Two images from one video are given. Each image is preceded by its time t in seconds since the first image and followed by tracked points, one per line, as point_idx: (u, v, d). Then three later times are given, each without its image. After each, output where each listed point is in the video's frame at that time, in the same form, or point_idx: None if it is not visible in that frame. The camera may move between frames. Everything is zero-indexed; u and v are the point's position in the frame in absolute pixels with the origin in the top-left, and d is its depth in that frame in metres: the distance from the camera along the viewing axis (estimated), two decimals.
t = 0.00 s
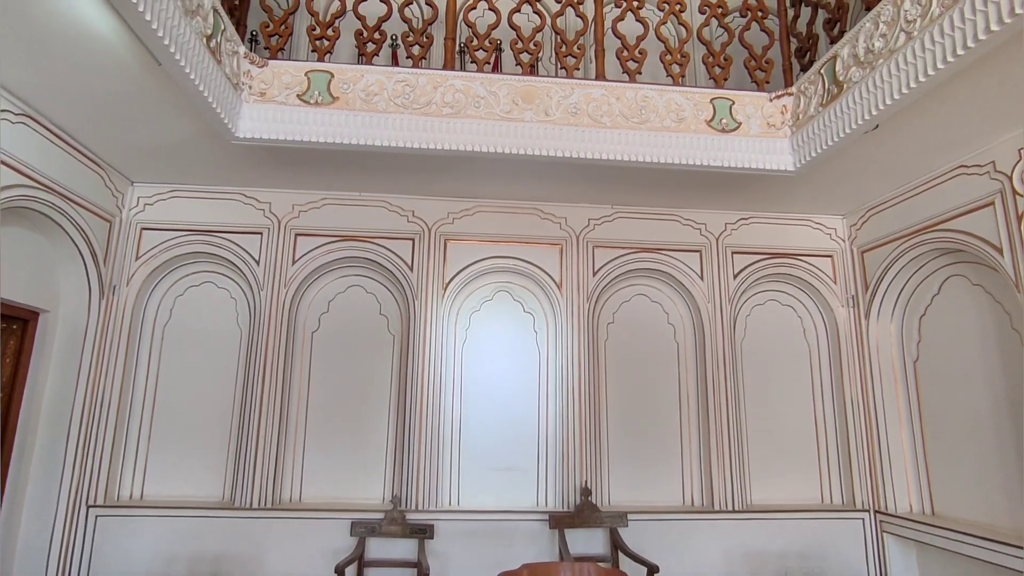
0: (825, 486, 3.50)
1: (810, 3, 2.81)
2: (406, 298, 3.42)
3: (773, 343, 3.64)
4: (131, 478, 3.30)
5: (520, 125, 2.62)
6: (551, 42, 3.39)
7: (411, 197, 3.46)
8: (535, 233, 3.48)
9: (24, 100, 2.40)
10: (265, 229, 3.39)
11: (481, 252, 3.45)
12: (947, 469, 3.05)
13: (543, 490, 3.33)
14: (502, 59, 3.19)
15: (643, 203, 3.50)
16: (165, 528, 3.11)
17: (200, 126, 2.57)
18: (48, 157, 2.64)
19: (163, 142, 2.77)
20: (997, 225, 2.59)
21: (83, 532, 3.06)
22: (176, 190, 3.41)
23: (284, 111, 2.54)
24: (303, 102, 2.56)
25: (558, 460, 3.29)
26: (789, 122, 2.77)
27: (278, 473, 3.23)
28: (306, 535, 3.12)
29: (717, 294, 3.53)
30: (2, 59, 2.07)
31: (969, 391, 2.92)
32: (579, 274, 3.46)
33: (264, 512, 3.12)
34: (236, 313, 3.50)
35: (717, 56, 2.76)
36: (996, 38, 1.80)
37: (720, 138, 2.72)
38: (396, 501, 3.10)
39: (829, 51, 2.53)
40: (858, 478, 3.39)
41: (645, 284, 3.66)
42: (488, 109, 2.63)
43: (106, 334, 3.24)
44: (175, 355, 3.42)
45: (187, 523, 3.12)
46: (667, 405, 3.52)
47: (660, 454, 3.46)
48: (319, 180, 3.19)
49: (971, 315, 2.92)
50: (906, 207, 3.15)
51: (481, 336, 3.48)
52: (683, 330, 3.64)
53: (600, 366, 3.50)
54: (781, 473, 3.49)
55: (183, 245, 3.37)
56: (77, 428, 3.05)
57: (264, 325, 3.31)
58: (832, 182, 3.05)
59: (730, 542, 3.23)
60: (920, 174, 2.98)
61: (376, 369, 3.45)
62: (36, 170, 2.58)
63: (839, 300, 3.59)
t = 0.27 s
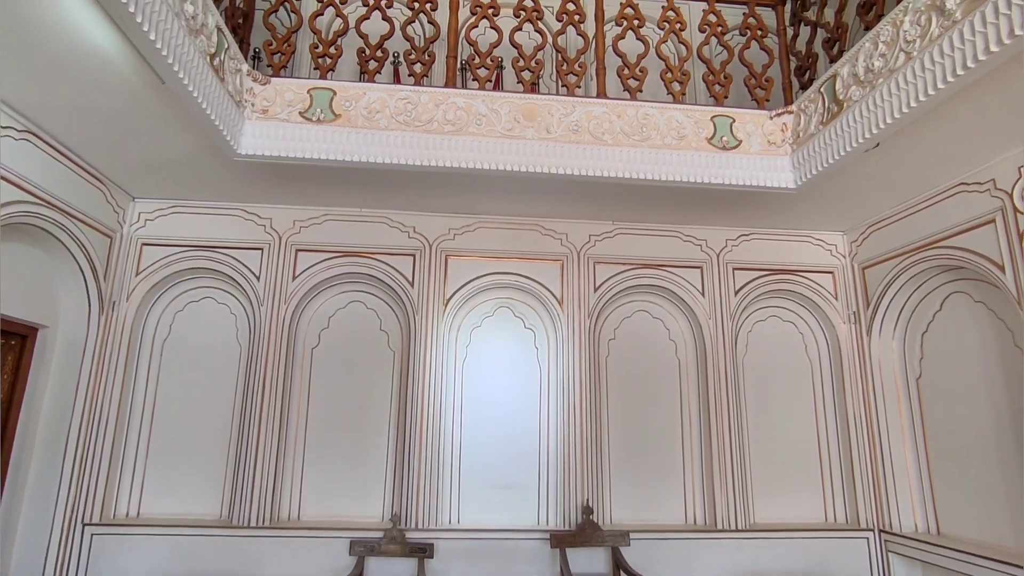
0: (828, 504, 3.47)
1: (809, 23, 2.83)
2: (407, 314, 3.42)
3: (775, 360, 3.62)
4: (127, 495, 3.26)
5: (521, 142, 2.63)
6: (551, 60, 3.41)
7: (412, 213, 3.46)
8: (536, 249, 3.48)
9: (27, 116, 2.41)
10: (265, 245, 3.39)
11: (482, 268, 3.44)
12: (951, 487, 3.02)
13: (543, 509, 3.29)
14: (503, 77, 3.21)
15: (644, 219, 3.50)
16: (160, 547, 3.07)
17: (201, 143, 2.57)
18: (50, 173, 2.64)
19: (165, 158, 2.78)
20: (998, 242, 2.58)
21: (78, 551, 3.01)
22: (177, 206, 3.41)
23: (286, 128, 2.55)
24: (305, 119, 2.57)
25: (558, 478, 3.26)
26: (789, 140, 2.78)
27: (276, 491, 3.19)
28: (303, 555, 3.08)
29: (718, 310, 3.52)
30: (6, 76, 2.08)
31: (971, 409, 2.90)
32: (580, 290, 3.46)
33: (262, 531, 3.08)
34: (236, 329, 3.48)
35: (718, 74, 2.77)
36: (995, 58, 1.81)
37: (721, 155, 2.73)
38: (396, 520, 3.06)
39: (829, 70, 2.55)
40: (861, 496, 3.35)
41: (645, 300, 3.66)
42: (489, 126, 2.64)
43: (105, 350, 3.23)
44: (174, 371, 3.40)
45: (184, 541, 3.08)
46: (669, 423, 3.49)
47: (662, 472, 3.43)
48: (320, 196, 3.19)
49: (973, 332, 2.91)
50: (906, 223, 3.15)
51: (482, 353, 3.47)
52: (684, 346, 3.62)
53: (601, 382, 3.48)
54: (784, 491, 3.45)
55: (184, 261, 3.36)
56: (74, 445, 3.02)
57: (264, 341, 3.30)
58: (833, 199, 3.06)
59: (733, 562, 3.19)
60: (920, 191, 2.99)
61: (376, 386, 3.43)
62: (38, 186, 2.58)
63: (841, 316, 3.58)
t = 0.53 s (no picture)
0: (832, 524, 3.43)
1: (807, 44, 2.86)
2: (407, 332, 3.41)
3: (776, 378, 3.61)
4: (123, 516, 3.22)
5: (522, 162, 2.64)
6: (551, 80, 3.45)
7: (412, 231, 3.46)
8: (536, 267, 3.48)
9: (29, 135, 2.41)
10: (266, 263, 3.39)
11: (482, 285, 3.44)
12: (956, 508, 2.99)
13: (544, 529, 3.26)
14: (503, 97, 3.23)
15: (644, 237, 3.51)
16: (156, 568, 3.03)
17: (203, 163, 2.58)
18: (52, 192, 2.64)
19: (167, 177, 2.79)
20: (998, 261, 2.59)
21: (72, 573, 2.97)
22: (177, 224, 3.41)
23: (288, 148, 2.56)
24: (306, 139, 2.58)
25: (560, 498, 3.23)
26: (788, 160, 2.80)
27: (274, 511, 3.16)
28: None
29: (719, 328, 3.52)
30: (10, 97, 2.09)
31: (974, 428, 2.88)
32: (580, 308, 3.46)
33: (259, 552, 3.04)
34: (235, 347, 3.47)
35: (717, 94, 2.79)
36: (993, 81, 1.83)
37: (721, 175, 2.74)
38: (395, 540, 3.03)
39: (827, 91, 2.57)
40: (865, 516, 3.33)
41: (646, 318, 3.65)
42: (490, 146, 2.65)
43: (104, 368, 3.21)
44: (173, 390, 3.38)
45: (180, 563, 3.04)
46: (671, 442, 3.47)
47: (664, 491, 3.40)
48: (321, 214, 3.20)
49: (975, 351, 2.90)
50: (905, 242, 3.16)
51: (482, 371, 3.46)
52: (685, 364, 3.61)
53: (602, 401, 3.47)
54: (787, 510, 3.42)
55: (184, 279, 3.36)
56: (70, 465, 2.99)
57: (263, 359, 3.29)
58: (832, 218, 3.07)
59: None
60: (919, 210, 3.00)
61: (375, 404, 3.41)
62: (39, 206, 2.58)
63: (841, 334, 3.58)
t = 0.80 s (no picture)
0: (834, 545, 3.40)
1: (803, 67, 2.89)
2: (406, 352, 3.40)
3: (776, 397, 3.59)
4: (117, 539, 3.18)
5: (520, 183, 2.66)
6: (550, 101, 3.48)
7: (411, 251, 3.47)
8: (535, 287, 3.48)
9: (30, 156, 2.42)
10: (264, 282, 3.39)
11: (481, 305, 3.44)
12: (959, 530, 2.96)
13: (543, 552, 3.22)
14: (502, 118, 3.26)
15: (642, 257, 3.52)
16: None
17: (203, 184, 2.59)
18: (52, 213, 2.64)
19: (166, 197, 2.79)
20: (996, 281, 2.59)
21: None
22: (176, 243, 3.41)
23: (287, 170, 2.57)
24: (306, 160, 2.59)
25: (559, 520, 3.20)
26: (786, 181, 2.81)
27: (270, 534, 3.12)
28: None
29: (718, 347, 3.52)
30: (12, 119, 2.10)
31: (976, 449, 2.86)
32: (579, 328, 3.45)
33: None
34: (233, 366, 3.45)
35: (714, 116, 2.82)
36: (987, 106, 1.84)
37: (719, 195, 2.76)
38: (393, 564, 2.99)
39: (823, 114, 2.60)
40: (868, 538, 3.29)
41: (645, 337, 3.64)
42: (489, 168, 2.66)
43: (100, 388, 3.18)
44: (169, 410, 3.35)
45: None
46: (671, 462, 3.45)
47: (664, 513, 3.37)
48: (320, 234, 3.20)
49: (974, 371, 2.89)
50: (903, 262, 3.17)
51: (481, 391, 3.44)
52: (684, 383, 3.60)
53: (601, 421, 3.45)
54: (789, 532, 3.39)
55: (182, 298, 3.35)
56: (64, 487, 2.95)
57: (261, 379, 3.27)
58: (830, 238, 3.08)
59: None
60: (917, 230, 3.01)
61: (373, 424, 3.39)
62: (39, 226, 2.58)
63: (841, 353, 3.57)
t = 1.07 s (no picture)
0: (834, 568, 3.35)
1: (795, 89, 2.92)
2: (401, 373, 3.39)
3: (773, 417, 3.58)
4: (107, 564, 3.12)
5: (516, 204, 2.67)
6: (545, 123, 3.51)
7: (407, 271, 3.47)
8: (531, 307, 3.48)
9: (27, 178, 2.42)
10: (260, 302, 3.38)
11: (477, 325, 3.44)
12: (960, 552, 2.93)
13: None
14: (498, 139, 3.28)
15: (638, 276, 3.52)
16: None
17: (198, 205, 2.59)
18: (47, 234, 2.64)
19: (162, 218, 2.79)
20: (990, 302, 2.60)
21: None
22: (172, 263, 3.41)
23: (283, 192, 2.58)
24: (302, 182, 2.60)
25: (556, 543, 3.16)
26: (779, 202, 2.83)
27: (262, 558, 3.07)
28: None
29: (714, 367, 3.51)
30: (9, 142, 2.10)
31: (974, 469, 2.85)
32: (575, 348, 3.45)
33: None
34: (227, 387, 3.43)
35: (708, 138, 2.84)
36: (975, 130, 1.87)
37: (713, 217, 2.77)
38: None
39: (815, 136, 2.62)
40: (868, 561, 3.25)
41: (642, 357, 3.64)
42: (484, 189, 2.68)
43: (93, 410, 3.15)
44: (162, 432, 3.32)
45: None
46: (668, 482, 3.42)
47: (662, 535, 3.33)
48: (316, 254, 3.21)
49: (970, 391, 2.89)
50: (897, 281, 3.18)
51: (477, 411, 3.42)
52: (681, 403, 3.59)
53: (598, 442, 3.43)
54: (789, 554, 3.35)
55: (177, 318, 3.34)
56: (54, 510, 2.91)
57: (255, 401, 3.25)
58: (825, 258, 3.09)
59: None
60: (910, 250, 3.02)
61: (368, 445, 3.36)
62: (35, 247, 2.57)
63: (838, 373, 3.57)
